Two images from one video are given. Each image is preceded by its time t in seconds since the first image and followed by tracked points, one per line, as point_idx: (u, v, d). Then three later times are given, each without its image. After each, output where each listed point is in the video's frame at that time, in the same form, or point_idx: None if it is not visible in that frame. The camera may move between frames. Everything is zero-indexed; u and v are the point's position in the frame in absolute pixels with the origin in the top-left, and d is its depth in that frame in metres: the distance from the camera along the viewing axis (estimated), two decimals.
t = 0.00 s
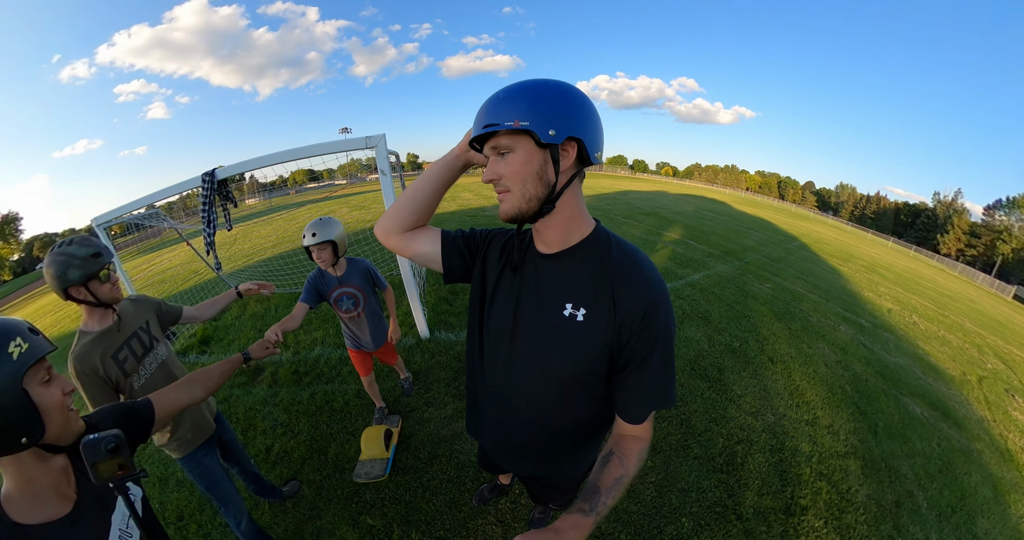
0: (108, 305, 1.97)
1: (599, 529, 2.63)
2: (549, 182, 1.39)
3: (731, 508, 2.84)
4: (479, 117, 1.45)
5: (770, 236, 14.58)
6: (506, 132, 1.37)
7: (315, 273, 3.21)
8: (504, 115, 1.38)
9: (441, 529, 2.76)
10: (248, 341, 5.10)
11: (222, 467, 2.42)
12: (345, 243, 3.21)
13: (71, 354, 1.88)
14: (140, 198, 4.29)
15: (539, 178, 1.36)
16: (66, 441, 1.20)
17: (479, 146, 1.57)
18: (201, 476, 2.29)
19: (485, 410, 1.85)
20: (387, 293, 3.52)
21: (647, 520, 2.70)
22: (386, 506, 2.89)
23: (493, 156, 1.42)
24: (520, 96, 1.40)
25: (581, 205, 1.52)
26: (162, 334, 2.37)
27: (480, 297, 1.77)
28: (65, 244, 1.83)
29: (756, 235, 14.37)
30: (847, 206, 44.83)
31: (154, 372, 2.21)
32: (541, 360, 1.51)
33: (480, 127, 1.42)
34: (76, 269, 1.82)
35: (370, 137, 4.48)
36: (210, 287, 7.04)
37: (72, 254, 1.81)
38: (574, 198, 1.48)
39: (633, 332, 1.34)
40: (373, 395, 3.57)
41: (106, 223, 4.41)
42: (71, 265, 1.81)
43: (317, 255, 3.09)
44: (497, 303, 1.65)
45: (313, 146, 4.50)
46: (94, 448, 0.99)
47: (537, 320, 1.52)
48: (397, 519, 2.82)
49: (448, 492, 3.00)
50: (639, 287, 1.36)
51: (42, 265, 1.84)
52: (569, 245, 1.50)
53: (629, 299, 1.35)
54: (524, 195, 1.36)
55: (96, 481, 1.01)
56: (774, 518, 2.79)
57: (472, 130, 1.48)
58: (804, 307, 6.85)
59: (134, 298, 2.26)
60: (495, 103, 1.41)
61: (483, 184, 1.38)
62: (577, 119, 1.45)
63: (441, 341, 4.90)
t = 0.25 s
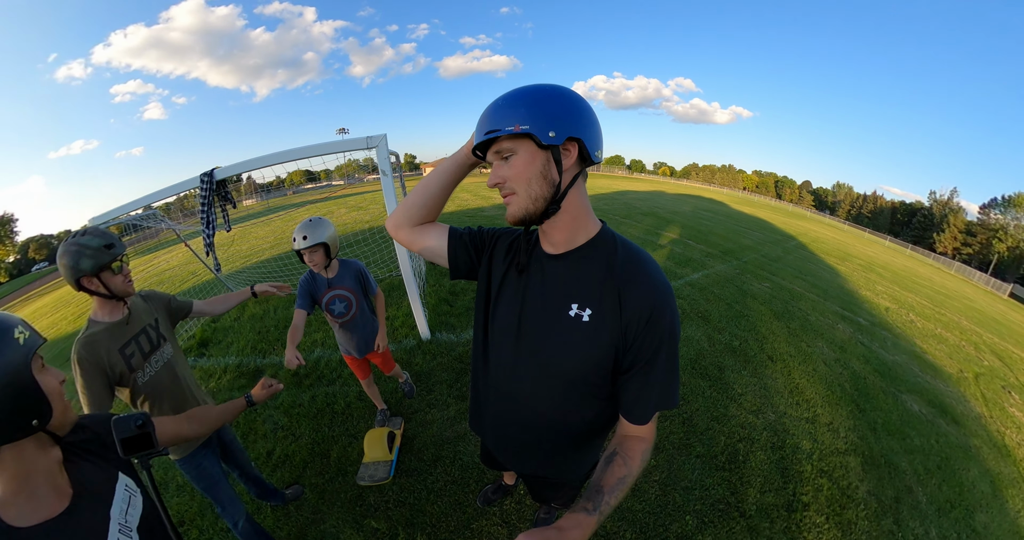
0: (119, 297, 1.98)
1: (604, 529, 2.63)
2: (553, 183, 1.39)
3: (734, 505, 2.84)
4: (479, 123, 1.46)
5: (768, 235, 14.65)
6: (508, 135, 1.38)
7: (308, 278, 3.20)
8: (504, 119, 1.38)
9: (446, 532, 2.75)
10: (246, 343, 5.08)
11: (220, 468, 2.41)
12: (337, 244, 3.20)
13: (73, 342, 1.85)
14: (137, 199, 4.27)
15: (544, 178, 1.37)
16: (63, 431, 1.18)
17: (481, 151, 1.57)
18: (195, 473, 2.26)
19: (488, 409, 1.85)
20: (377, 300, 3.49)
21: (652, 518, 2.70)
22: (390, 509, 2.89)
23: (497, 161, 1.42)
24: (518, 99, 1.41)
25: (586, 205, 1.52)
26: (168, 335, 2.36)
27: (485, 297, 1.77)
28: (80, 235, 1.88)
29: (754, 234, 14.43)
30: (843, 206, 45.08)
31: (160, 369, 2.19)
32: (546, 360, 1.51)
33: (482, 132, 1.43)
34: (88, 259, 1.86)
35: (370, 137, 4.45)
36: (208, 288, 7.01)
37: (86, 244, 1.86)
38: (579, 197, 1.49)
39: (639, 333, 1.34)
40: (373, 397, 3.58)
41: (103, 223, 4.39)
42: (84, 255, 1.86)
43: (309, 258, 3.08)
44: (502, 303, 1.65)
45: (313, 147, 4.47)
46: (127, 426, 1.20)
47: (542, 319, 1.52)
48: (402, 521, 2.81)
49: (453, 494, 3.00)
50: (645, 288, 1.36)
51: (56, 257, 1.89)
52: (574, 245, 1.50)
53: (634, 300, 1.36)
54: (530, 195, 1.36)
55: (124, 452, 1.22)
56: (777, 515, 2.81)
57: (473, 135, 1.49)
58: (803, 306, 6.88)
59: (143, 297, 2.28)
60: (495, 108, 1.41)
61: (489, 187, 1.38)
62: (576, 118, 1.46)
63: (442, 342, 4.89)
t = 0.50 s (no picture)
0: (119, 295, 1.98)
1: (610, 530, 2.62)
2: (563, 176, 1.39)
3: (739, 504, 2.85)
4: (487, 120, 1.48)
5: (766, 235, 14.70)
6: (516, 130, 1.39)
7: (306, 281, 3.19)
8: (512, 114, 1.40)
9: (451, 535, 2.75)
10: (245, 345, 5.06)
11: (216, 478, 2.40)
12: (335, 244, 3.20)
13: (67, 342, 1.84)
14: (134, 199, 4.24)
15: (554, 170, 1.37)
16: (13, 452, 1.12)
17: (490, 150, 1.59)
18: (190, 484, 2.25)
19: (495, 409, 1.84)
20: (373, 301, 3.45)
21: (658, 519, 2.70)
22: (394, 513, 2.88)
23: (506, 156, 1.42)
24: (524, 95, 1.42)
25: (596, 202, 1.51)
26: (164, 340, 2.36)
27: (493, 295, 1.78)
28: (83, 228, 1.88)
29: (752, 234, 14.48)
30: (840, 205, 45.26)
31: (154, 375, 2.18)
32: (556, 360, 1.51)
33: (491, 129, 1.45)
34: (92, 252, 1.86)
35: (371, 136, 4.45)
36: (206, 290, 6.96)
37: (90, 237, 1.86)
38: (589, 192, 1.48)
39: (651, 333, 1.35)
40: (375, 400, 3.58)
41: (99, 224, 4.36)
42: (87, 248, 1.85)
43: (306, 257, 3.04)
44: (511, 302, 1.65)
45: (313, 146, 4.46)
46: (62, 430, 1.19)
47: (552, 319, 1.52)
48: (407, 525, 2.81)
49: (457, 497, 3.00)
50: (658, 288, 1.36)
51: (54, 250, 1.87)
52: (584, 244, 1.50)
53: (646, 300, 1.36)
54: (540, 189, 1.36)
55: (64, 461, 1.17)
56: (781, 513, 2.82)
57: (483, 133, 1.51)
58: (802, 305, 6.91)
59: (139, 300, 2.28)
60: (502, 107, 1.43)
61: (498, 182, 1.39)
62: (584, 112, 1.46)
63: (442, 343, 4.89)
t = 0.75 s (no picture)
0: (100, 301, 1.96)
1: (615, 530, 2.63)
2: (580, 167, 1.39)
3: (744, 503, 2.86)
4: (502, 111, 1.47)
5: (765, 234, 14.73)
6: (533, 121, 1.38)
7: (310, 275, 3.22)
8: (528, 104, 1.40)
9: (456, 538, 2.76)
10: (244, 347, 5.05)
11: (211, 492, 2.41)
12: (340, 242, 3.21)
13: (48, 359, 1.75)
14: (130, 200, 4.22)
15: (571, 162, 1.37)
16: None
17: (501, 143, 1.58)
18: (188, 499, 2.26)
19: (504, 409, 1.83)
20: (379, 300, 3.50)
21: (664, 519, 2.70)
22: (398, 517, 2.88)
23: (521, 148, 1.41)
24: (540, 87, 1.42)
25: (608, 199, 1.53)
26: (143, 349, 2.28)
27: (503, 294, 1.77)
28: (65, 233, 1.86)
29: (751, 233, 14.50)
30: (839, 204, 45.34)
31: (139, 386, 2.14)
32: (569, 360, 1.51)
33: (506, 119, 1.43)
34: (81, 255, 1.86)
35: (371, 135, 4.43)
36: (205, 291, 6.94)
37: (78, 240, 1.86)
38: (603, 187, 1.49)
39: (667, 334, 1.35)
40: (376, 401, 3.54)
41: (95, 225, 4.35)
42: (73, 252, 1.84)
43: (312, 253, 3.06)
44: (523, 302, 1.64)
45: (313, 144, 4.44)
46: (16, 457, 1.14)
47: (566, 319, 1.51)
48: (411, 529, 2.81)
49: (462, 500, 3.00)
50: (674, 288, 1.37)
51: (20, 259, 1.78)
52: (598, 242, 1.50)
53: (663, 300, 1.36)
54: (558, 180, 1.35)
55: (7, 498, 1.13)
56: (786, 511, 2.83)
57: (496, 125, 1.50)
58: (803, 304, 6.92)
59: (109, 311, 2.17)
60: (517, 98, 1.43)
61: (513, 173, 1.37)
62: (599, 106, 1.48)
63: (444, 344, 4.88)
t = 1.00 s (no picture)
0: (40, 342, 1.75)
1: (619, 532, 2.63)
2: (583, 168, 1.39)
3: (748, 503, 2.86)
4: (504, 108, 1.46)
5: (764, 234, 14.75)
6: (535, 120, 1.38)
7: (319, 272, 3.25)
8: (531, 103, 1.39)
9: None
10: (244, 349, 5.04)
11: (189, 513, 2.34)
12: (347, 243, 3.16)
13: None
14: (128, 200, 4.21)
15: (574, 163, 1.36)
16: None
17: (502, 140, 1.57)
18: (170, 526, 2.21)
19: (510, 412, 1.82)
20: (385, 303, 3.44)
21: (667, 519, 2.70)
22: (401, 521, 2.88)
23: (522, 147, 1.41)
24: (544, 86, 1.42)
25: (615, 200, 1.51)
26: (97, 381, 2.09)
27: (509, 295, 1.76)
28: None
29: (750, 233, 14.52)
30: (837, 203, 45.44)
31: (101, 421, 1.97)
32: (579, 363, 1.50)
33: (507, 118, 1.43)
34: (14, 294, 1.63)
35: (371, 135, 4.42)
36: (204, 293, 6.92)
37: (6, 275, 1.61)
38: (607, 189, 1.48)
39: (678, 337, 1.35)
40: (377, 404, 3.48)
41: (92, 226, 4.34)
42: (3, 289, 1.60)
43: (316, 251, 3.07)
44: (532, 304, 1.64)
45: (313, 144, 4.43)
46: None
47: (576, 321, 1.51)
48: (414, 533, 2.81)
49: (465, 503, 3.00)
50: (685, 291, 1.37)
51: None
52: (604, 245, 1.50)
53: (674, 303, 1.36)
54: (559, 181, 1.35)
55: None
56: (790, 511, 2.83)
57: (497, 122, 1.49)
58: (803, 304, 6.94)
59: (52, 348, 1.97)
60: (518, 97, 1.42)
61: (513, 172, 1.37)
62: (603, 106, 1.47)
63: (445, 346, 4.88)
